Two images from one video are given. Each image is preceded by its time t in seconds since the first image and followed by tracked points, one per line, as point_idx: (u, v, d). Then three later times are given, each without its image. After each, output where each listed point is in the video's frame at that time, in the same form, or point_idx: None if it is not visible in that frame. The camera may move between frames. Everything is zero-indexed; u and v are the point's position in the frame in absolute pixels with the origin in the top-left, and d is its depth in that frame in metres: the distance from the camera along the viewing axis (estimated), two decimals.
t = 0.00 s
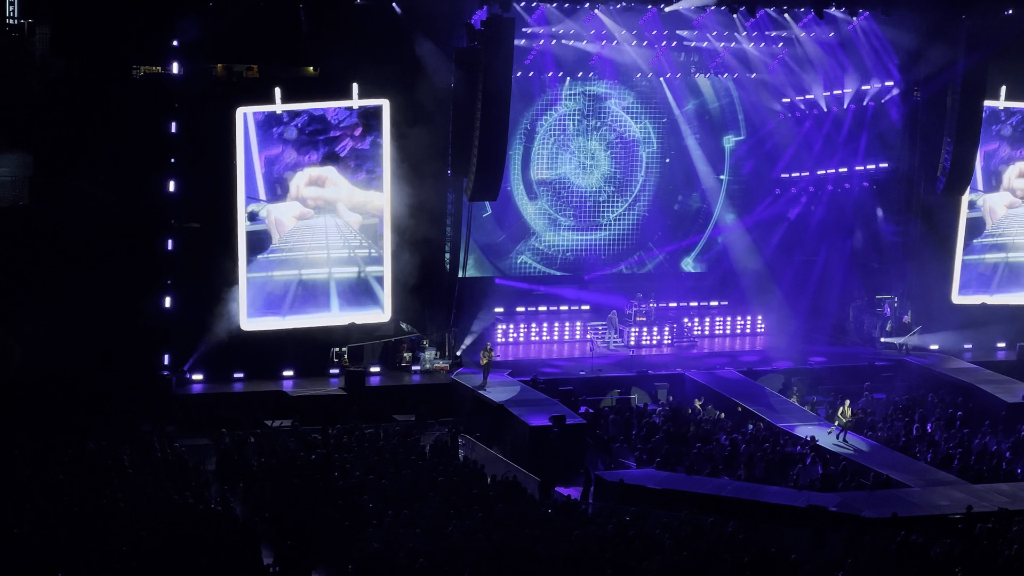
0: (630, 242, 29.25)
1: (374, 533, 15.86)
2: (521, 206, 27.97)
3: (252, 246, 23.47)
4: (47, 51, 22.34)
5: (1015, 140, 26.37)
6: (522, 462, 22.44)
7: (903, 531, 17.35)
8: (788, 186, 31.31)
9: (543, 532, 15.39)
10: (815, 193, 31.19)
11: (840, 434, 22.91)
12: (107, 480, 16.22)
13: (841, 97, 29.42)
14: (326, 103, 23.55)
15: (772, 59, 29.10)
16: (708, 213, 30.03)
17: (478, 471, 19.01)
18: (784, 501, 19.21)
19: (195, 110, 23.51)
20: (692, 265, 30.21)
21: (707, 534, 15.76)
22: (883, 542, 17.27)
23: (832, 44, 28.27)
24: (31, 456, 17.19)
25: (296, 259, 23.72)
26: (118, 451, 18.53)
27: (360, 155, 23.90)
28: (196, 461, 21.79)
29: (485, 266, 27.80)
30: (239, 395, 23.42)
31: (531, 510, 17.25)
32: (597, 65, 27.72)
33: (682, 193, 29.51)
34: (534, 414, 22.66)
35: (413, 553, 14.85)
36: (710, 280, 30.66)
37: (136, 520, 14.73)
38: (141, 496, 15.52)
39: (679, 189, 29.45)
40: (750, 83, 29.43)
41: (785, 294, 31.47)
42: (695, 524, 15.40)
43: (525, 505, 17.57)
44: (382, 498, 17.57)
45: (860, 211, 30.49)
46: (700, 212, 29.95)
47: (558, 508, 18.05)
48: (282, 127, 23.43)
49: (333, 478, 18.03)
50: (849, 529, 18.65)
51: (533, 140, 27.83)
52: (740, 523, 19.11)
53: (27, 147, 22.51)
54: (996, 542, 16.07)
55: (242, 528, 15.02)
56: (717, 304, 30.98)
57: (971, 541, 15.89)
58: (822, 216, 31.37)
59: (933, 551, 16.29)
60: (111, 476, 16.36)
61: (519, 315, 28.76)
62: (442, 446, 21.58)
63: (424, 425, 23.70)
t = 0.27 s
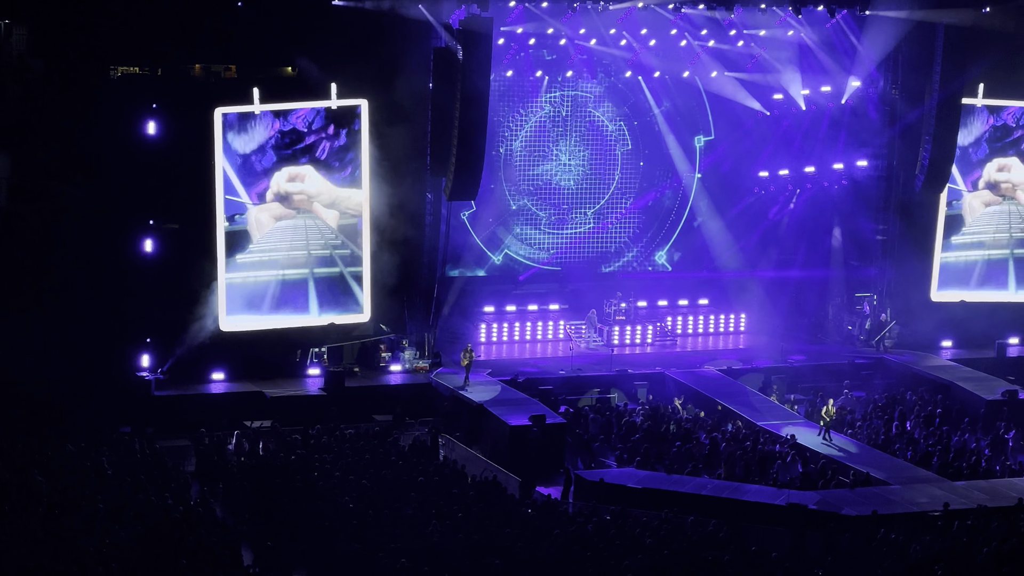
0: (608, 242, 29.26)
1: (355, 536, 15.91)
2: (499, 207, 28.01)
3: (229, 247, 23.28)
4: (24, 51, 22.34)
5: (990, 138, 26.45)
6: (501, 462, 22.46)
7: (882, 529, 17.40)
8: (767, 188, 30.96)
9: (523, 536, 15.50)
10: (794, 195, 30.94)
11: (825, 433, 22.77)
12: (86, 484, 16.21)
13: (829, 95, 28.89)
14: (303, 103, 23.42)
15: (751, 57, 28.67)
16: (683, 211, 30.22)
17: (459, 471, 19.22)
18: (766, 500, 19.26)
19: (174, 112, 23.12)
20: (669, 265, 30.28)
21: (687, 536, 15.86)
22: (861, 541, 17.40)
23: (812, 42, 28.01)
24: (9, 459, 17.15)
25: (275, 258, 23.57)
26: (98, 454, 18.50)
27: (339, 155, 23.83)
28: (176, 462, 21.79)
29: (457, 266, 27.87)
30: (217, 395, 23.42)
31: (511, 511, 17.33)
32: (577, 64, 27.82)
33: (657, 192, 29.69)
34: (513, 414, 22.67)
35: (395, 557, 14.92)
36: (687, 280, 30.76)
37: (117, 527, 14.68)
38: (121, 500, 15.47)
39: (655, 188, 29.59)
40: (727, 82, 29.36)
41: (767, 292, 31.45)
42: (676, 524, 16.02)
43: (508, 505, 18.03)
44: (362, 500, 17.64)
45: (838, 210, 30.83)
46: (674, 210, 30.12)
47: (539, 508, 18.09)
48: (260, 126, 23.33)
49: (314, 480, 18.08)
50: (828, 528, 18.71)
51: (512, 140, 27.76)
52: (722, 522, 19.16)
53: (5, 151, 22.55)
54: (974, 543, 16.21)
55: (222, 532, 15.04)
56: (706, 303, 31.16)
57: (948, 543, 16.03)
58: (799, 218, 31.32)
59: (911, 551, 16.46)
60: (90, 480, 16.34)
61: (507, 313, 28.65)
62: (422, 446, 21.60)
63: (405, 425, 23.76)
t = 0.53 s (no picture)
0: (586, 236, 29.97)
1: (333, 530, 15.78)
2: (479, 203, 28.63)
3: (209, 244, 23.46)
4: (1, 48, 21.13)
5: (961, 134, 26.59)
6: (481, 459, 22.41)
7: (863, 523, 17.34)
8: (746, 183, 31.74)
9: (502, 528, 15.46)
10: (772, 189, 31.24)
11: (810, 431, 22.58)
12: (63, 482, 16.02)
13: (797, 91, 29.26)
14: (287, 102, 23.62)
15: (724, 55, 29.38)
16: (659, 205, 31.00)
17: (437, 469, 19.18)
18: (745, 497, 19.16)
19: (151, 109, 23.16)
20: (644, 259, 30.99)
21: (667, 527, 15.85)
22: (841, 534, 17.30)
23: (784, 42, 28.01)
24: None
25: (253, 258, 23.69)
26: (75, 452, 18.29)
27: (317, 153, 24.01)
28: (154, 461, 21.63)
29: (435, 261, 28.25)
30: (195, 393, 23.30)
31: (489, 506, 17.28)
32: (555, 62, 28.68)
33: (633, 185, 30.60)
34: (492, 411, 22.64)
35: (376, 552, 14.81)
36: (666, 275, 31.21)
37: (95, 521, 14.49)
38: (98, 496, 15.29)
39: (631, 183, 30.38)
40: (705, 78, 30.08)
41: (745, 288, 31.40)
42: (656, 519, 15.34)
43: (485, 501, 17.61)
44: (340, 496, 17.59)
45: (817, 204, 30.28)
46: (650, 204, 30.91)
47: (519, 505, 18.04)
48: (238, 124, 23.50)
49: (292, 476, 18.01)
50: (808, 524, 18.70)
51: (490, 137, 28.39)
52: (701, 518, 19.10)
53: None
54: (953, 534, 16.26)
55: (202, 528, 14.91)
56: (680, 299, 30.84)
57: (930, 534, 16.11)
58: (779, 212, 31.51)
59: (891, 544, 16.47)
60: (68, 477, 16.15)
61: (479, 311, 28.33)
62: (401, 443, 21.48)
63: (383, 423, 23.66)
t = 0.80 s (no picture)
0: (566, 229, 31.03)
1: (313, 529, 15.72)
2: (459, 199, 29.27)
3: (188, 242, 23.39)
4: None
5: (942, 134, 26.93)
6: (462, 457, 22.37)
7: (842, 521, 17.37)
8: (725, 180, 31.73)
9: (483, 528, 15.44)
10: (748, 186, 31.27)
11: (793, 428, 22.54)
12: (43, 482, 15.95)
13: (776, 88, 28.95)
14: (269, 100, 23.65)
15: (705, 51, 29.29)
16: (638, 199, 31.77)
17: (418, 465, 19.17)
18: (725, 494, 19.14)
19: (129, 107, 23.08)
20: (622, 255, 31.60)
21: (648, 526, 15.86)
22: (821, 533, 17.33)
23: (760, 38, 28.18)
24: None
25: (234, 256, 23.67)
26: (54, 451, 18.18)
27: (297, 151, 24.01)
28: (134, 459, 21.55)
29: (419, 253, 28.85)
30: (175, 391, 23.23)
31: (470, 505, 17.27)
32: (533, 59, 29.19)
33: (610, 181, 31.41)
34: (473, 408, 22.62)
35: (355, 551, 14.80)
36: (646, 270, 31.71)
37: (75, 524, 14.34)
38: (77, 496, 15.23)
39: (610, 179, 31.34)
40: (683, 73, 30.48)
41: (726, 280, 31.64)
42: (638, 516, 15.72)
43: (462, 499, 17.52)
44: (320, 494, 17.58)
45: (798, 198, 29.87)
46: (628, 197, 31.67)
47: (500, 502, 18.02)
48: (218, 123, 23.42)
49: (272, 474, 17.99)
50: (788, 520, 18.70)
51: (471, 133, 29.07)
52: (683, 515, 19.10)
53: None
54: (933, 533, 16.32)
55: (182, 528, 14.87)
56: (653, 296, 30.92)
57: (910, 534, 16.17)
58: (759, 210, 31.36)
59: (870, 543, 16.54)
60: (47, 478, 16.06)
61: (455, 308, 28.24)
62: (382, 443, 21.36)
63: (363, 420, 23.63)
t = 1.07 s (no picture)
0: (548, 223, 31.24)
1: (295, 527, 15.66)
2: (442, 193, 29.47)
3: (170, 240, 23.29)
4: None
5: (928, 128, 27.11)
6: (445, 455, 22.31)
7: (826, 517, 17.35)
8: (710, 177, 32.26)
9: (467, 525, 15.43)
10: (734, 184, 31.52)
11: (776, 426, 22.57)
12: (22, 481, 15.75)
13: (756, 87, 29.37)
14: (252, 96, 23.68)
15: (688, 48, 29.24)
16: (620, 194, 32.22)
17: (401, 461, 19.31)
18: (708, 490, 19.15)
19: (111, 104, 22.94)
20: (606, 248, 32.11)
21: (633, 522, 15.85)
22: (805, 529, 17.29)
23: (749, 30, 27.25)
24: None
25: (217, 253, 23.58)
26: (34, 450, 17.98)
27: (280, 149, 24.01)
28: (116, 457, 21.41)
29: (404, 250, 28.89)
30: (157, 389, 23.12)
31: (453, 502, 17.19)
32: (516, 54, 29.44)
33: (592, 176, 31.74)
34: (455, 405, 22.59)
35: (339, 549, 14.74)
36: (630, 266, 32.13)
37: (55, 522, 14.17)
38: (58, 493, 15.06)
39: (589, 174, 31.66)
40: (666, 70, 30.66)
41: (710, 273, 31.98)
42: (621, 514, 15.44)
43: (445, 494, 17.67)
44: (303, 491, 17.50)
45: (779, 195, 30.20)
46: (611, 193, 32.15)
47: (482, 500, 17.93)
48: (200, 120, 23.38)
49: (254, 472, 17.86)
50: (771, 516, 18.68)
51: (455, 129, 29.36)
52: (666, 512, 19.09)
53: None
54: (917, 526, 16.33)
55: (165, 526, 14.71)
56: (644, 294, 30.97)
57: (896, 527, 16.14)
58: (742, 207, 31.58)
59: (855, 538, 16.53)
60: (28, 477, 15.87)
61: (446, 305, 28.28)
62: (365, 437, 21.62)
63: (346, 418, 23.60)
